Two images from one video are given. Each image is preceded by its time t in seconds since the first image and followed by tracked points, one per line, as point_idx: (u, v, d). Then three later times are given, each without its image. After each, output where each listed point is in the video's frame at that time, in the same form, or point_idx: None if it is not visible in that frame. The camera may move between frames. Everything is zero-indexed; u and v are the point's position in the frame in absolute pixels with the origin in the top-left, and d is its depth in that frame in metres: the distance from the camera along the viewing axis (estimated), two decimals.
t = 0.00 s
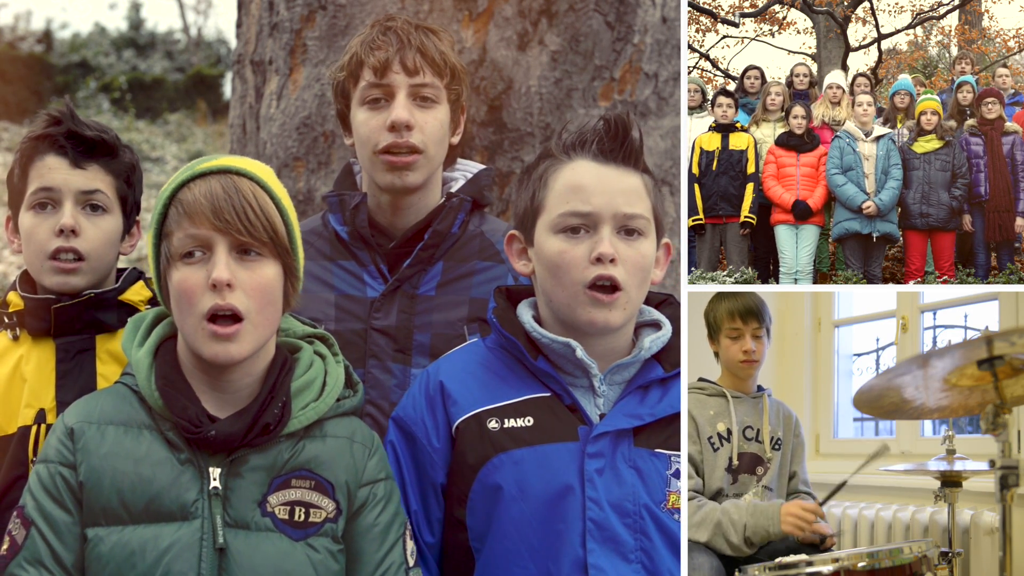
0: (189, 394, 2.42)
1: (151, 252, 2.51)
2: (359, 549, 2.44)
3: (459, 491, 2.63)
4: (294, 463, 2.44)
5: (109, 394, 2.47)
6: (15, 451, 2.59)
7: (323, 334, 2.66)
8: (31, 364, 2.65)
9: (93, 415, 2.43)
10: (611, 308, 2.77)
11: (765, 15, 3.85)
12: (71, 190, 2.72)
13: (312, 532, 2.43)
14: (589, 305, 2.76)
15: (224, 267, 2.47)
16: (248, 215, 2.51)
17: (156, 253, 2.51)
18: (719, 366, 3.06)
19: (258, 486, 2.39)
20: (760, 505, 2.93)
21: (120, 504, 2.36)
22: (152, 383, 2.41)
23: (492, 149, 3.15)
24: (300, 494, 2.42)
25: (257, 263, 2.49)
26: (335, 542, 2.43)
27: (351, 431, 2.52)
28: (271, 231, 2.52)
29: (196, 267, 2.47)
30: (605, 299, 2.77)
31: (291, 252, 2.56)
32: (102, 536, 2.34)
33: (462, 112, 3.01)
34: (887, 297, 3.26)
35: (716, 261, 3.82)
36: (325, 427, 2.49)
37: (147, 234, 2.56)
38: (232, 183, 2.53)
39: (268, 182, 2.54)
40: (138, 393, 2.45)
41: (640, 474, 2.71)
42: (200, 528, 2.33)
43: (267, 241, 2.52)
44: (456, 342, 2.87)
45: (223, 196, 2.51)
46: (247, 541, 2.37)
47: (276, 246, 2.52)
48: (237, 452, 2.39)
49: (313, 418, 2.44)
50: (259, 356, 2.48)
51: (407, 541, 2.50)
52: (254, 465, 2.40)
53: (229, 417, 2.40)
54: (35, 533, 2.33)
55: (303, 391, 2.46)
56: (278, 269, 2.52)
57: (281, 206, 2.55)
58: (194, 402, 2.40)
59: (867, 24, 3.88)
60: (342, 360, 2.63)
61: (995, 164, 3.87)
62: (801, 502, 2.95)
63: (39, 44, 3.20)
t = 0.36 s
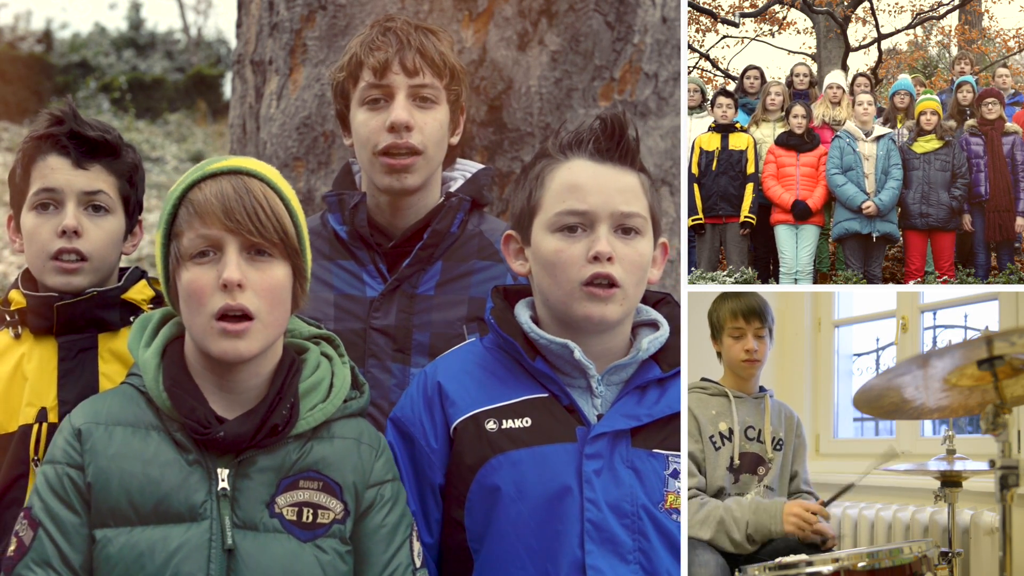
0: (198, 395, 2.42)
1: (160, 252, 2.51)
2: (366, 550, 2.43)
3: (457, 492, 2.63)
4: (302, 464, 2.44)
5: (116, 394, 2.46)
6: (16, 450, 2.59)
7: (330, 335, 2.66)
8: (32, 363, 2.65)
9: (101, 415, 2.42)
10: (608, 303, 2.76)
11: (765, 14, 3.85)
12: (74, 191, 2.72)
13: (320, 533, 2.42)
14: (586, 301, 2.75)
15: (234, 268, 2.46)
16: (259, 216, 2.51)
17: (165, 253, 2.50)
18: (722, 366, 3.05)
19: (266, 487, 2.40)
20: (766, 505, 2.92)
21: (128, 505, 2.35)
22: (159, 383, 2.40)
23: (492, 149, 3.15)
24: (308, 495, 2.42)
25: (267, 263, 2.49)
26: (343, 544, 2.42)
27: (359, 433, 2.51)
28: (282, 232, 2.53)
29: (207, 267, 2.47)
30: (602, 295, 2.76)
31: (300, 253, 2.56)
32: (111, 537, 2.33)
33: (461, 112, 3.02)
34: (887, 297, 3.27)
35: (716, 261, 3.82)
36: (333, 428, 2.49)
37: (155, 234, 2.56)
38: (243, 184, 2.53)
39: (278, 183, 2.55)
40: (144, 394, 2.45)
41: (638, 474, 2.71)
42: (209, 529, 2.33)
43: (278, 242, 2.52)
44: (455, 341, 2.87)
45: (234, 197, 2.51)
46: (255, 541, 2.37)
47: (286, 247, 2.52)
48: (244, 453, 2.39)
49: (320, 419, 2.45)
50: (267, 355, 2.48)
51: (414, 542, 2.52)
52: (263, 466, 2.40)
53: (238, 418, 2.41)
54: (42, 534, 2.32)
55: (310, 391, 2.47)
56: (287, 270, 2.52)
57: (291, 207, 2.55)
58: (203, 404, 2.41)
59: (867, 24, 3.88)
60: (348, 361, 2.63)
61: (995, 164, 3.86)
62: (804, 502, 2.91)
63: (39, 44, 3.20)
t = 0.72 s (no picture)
0: (197, 395, 2.41)
1: (159, 249, 2.50)
2: (363, 549, 2.44)
3: (459, 491, 2.63)
4: (300, 462, 2.44)
5: (112, 395, 2.45)
6: (14, 449, 2.59)
7: (321, 335, 2.66)
8: (30, 362, 2.64)
9: (97, 415, 2.41)
10: (610, 305, 2.75)
11: (765, 15, 3.85)
12: (72, 192, 2.72)
13: (320, 530, 2.42)
14: (587, 303, 2.75)
15: (236, 266, 2.46)
16: (261, 216, 2.51)
17: (164, 250, 2.49)
18: (717, 365, 3.06)
19: (265, 486, 2.40)
20: (761, 494, 2.94)
21: (127, 505, 2.34)
22: (157, 382, 2.40)
23: (492, 149, 3.15)
24: (307, 493, 2.42)
25: (268, 264, 2.49)
26: (342, 541, 2.42)
27: (354, 431, 2.52)
28: (282, 233, 2.53)
29: (208, 265, 2.46)
30: (604, 297, 2.75)
31: (299, 256, 2.56)
32: (110, 537, 2.32)
33: (460, 113, 3.03)
34: (887, 297, 3.27)
35: (716, 261, 3.82)
36: (328, 427, 2.50)
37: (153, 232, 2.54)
38: (247, 185, 2.53)
39: (281, 186, 2.55)
40: (141, 394, 2.44)
41: (641, 475, 2.71)
42: (209, 529, 2.33)
43: (278, 243, 2.52)
44: (454, 341, 2.87)
45: (237, 196, 2.51)
46: (255, 540, 2.36)
47: (286, 248, 2.52)
48: (242, 452, 2.39)
49: (317, 418, 2.45)
50: (264, 357, 2.49)
51: (409, 540, 2.52)
52: (260, 465, 2.40)
53: (236, 417, 2.40)
54: (40, 536, 2.31)
55: (307, 391, 2.47)
56: (286, 271, 2.52)
57: (292, 210, 2.56)
58: (202, 403, 2.40)
59: (866, 24, 3.88)
60: (340, 361, 2.64)
61: (995, 165, 3.87)
62: (803, 493, 2.96)
63: (39, 44, 3.20)
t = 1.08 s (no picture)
0: (186, 394, 2.41)
1: (147, 249, 2.50)
2: (352, 547, 2.44)
3: (460, 490, 2.64)
4: (288, 461, 2.44)
5: (102, 394, 2.45)
6: (12, 449, 2.60)
7: (312, 332, 2.64)
8: (27, 363, 2.65)
9: (86, 415, 2.41)
10: (610, 308, 2.78)
11: (765, 14, 3.85)
12: (68, 193, 2.72)
13: (308, 529, 2.42)
14: (587, 305, 2.77)
15: (223, 262, 2.46)
16: (248, 212, 2.51)
17: (151, 251, 2.49)
18: (717, 365, 3.06)
19: (253, 485, 2.39)
20: (761, 494, 2.96)
21: (116, 504, 2.35)
22: (146, 382, 2.40)
23: (492, 149, 3.12)
24: (295, 492, 2.42)
25: (255, 259, 2.49)
26: (331, 540, 2.42)
27: (343, 429, 2.51)
28: (269, 229, 2.52)
29: (195, 262, 2.46)
30: (604, 299, 2.78)
31: (286, 251, 2.56)
32: (99, 536, 2.33)
33: (458, 112, 3.03)
34: (887, 297, 3.26)
35: (716, 261, 3.82)
36: (318, 425, 2.49)
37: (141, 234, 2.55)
38: (233, 181, 2.53)
39: (267, 181, 2.55)
40: (130, 392, 2.43)
41: (643, 474, 2.70)
42: (198, 528, 2.32)
43: (266, 238, 2.52)
44: (453, 341, 2.86)
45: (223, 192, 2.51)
46: (243, 539, 2.36)
47: (273, 243, 2.52)
48: (231, 451, 2.38)
49: (306, 417, 2.44)
50: (251, 358, 2.48)
51: (399, 537, 2.52)
52: (249, 463, 2.40)
53: (224, 416, 2.40)
54: (31, 535, 2.32)
55: (296, 389, 2.46)
56: (274, 267, 2.52)
57: (278, 205, 2.55)
58: (191, 402, 2.40)
59: (867, 24, 3.86)
60: (330, 358, 2.61)
61: (995, 165, 3.87)
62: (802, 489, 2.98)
63: (39, 44, 3.19)
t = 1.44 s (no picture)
0: (179, 393, 2.41)
1: (140, 251, 2.49)
2: (345, 546, 2.43)
3: (461, 490, 2.63)
4: (282, 460, 2.43)
5: (96, 393, 2.44)
6: (9, 450, 2.59)
7: (305, 332, 2.66)
8: (23, 365, 2.65)
9: (80, 413, 2.41)
10: (608, 299, 2.74)
11: (765, 15, 3.85)
12: (62, 196, 2.72)
13: (301, 528, 2.42)
14: (586, 296, 2.74)
15: (217, 267, 2.45)
16: (241, 216, 2.50)
17: (145, 252, 2.48)
18: (721, 364, 3.06)
19: (247, 484, 2.39)
20: (762, 454, 2.98)
21: (110, 502, 2.34)
22: (140, 381, 2.39)
23: (492, 149, 3.14)
24: (289, 490, 2.42)
25: (249, 263, 2.48)
26: (324, 539, 2.42)
27: (337, 429, 2.52)
28: (263, 232, 2.51)
29: (189, 267, 2.45)
30: (602, 290, 2.74)
31: (281, 253, 2.55)
32: (92, 534, 2.33)
33: (456, 112, 3.03)
34: (887, 297, 3.28)
35: (716, 261, 3.82)
36: (311, 424, 2.48)
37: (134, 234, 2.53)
38: (226, 185, 2.52)
39: (262, 184, 2.54)
40: (124, 392, 2.43)
41: (643, 472, 2.70)
42: (191, 526, 2.32)
43: (259, 242, 2.51)
44: (449, 341, 2.86)
45: (217, 197, 2.50)
46: (237, 538, 2.36)
47: (267, 247, 2.51)
48: (225, 450, 2.38)
49: (299, 416, 2.44)
50: (247, 355, 2.48)
51: (392, 537, 2.49)
52: (243, 463, 2.39)
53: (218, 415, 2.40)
54: (24, 533, 2.31)
55: (290, 388, 2.46)
56: (268, 270, 2.51)
57: (272, 207, 2.54)
58: (185, 401, 2.39)
59: (866, 24, 3.87)
60: (324, 358, 2.63)
61: (995, 164, 3.87)
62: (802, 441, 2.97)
63: (39, 44, 3.25)
